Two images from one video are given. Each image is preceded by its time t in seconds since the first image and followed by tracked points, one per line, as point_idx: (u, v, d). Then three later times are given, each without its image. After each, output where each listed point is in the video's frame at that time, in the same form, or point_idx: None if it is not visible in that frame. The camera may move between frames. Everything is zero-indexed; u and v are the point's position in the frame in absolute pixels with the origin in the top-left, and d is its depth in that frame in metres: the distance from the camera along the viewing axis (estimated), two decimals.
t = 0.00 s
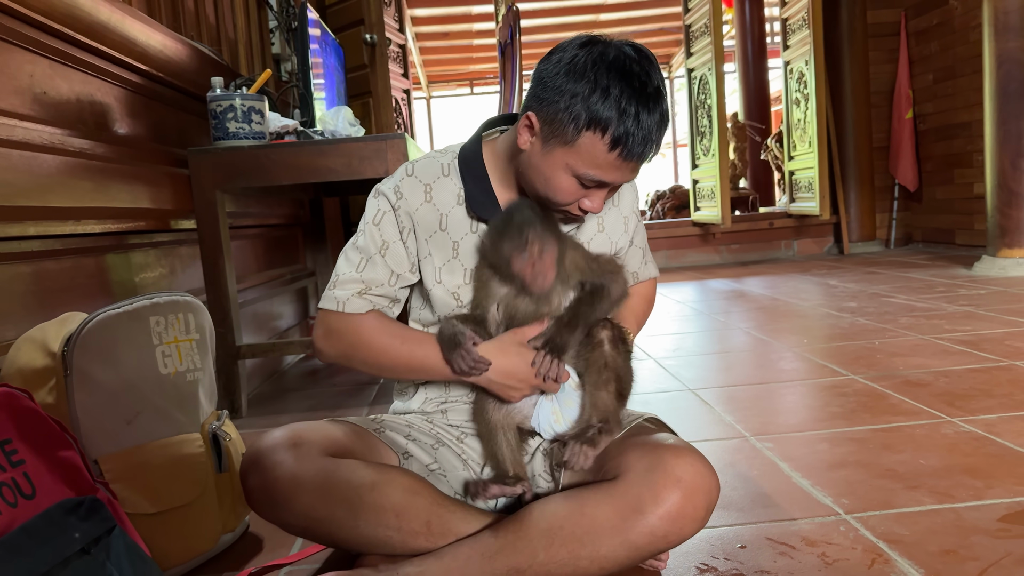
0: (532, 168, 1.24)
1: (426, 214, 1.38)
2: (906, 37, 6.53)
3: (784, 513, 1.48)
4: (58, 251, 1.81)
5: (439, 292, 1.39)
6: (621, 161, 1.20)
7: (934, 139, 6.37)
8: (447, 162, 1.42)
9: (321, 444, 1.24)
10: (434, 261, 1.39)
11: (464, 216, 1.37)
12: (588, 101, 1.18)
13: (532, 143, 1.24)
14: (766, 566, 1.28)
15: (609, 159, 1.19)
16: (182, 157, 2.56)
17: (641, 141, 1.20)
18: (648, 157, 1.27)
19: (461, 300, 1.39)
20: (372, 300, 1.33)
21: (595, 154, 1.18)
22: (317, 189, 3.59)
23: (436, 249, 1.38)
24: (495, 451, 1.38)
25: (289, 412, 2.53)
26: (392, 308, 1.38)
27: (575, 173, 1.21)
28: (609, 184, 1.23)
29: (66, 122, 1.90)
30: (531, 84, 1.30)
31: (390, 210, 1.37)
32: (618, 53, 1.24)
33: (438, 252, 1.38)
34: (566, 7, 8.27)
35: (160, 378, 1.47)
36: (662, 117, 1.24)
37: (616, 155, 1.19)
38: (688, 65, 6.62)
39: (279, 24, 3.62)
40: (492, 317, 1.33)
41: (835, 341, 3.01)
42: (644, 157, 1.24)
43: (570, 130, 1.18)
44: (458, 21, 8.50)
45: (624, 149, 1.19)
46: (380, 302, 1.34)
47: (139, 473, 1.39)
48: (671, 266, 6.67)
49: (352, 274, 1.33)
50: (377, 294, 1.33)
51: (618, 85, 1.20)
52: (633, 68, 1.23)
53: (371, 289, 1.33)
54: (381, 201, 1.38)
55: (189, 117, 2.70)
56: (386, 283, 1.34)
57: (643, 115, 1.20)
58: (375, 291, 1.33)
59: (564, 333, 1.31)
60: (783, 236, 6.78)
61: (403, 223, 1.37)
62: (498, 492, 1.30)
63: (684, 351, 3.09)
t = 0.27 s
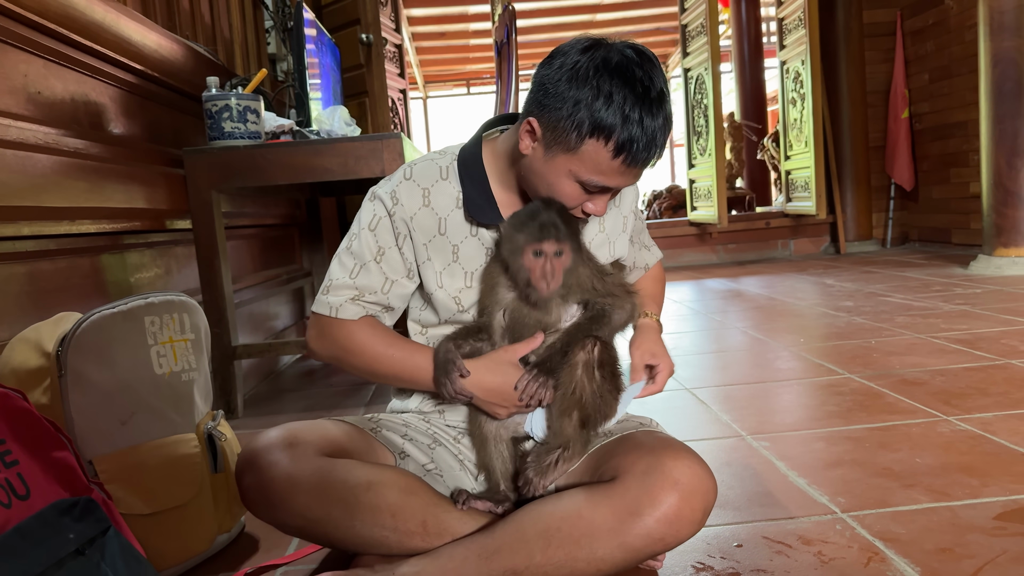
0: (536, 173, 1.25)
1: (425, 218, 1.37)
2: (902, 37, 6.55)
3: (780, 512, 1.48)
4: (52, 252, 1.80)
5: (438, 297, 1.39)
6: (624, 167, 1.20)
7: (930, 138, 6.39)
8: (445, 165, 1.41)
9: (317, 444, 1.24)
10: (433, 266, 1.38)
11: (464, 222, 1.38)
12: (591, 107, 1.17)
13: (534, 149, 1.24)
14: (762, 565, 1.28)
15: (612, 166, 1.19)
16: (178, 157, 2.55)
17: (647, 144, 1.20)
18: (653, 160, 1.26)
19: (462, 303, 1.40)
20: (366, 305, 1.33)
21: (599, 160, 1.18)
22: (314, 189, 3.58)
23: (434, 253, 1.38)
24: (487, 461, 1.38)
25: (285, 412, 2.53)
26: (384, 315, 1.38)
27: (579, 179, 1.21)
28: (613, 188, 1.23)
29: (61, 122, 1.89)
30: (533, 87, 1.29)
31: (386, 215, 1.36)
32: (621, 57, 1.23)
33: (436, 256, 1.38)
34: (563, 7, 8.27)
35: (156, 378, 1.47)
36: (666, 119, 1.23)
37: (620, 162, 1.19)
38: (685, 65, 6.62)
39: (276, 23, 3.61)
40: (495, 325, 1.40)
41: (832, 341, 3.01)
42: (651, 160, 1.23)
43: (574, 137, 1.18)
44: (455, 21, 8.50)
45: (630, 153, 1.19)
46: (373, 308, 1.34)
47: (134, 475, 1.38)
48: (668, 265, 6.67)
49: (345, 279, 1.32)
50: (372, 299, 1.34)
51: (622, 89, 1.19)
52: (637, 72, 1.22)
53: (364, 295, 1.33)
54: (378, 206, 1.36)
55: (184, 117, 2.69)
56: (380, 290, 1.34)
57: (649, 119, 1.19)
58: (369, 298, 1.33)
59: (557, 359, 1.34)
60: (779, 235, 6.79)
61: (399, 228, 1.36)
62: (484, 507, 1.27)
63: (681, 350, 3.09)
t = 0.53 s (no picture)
0: (539, 174, 1.25)
1: (423, 220, 1.37)
2: (898, 37, 6.56)
3: (775, 512, 1.48)
4: (47, 252, 1.80)
5: (438, 300, 1.40)
6: (627, 162, 1.21)
7: (926, 138, 6.40)
8: (442, 167, 1.41)
9: (313, 445, 1.24)
10: (432, 268, 1.38)
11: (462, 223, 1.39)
12: (591, 105, 1.18)
13: (535, 151, 1.25)
14: (757, 565, 1.28)
15: (615, 162, 1.20)
16: (174, 157, 2.55)
17: (648, 137, 1.20)
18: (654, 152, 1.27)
19: (460, 306, 1.41)
20: (368, 310, 1.34)
21: (601, 158, 1.19)
22: (310, 190, 3.58)
23: (432, 255, 1.38)
24: (484, 461, 1.39)
25: (282, 413, 2.52)
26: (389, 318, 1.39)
27: (583, 177, 1.22)
28: (616, 184, 1.24)
29: (56, 122, 1.89)
30: (530, 88, 1.29)
31: (384, 218, 1.36)
32: (619, 52, 1.23)
33: (434, 258, 1.38)
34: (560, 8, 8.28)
35: (151, 379, 1.47)
36: (666, 111, 1.23)
37: (622, 158, 1.20)
38: (681, 65, 6.63)
39: (272, 24, 3.61)
40: (496, 327, 1.40)
41: (828, 340, 3.02)
42: (653, 152, 1.24)
43: (576, 137, 1.18)
44: (451, 22, 8.50)
45: (633, 148, 1.19)
46: (376, 313, 1.35)
47: (130, 476, 1.38)
48: (665, 265, 6.68)
49: (347, 284, 1.33)
50: (373, 304, 1.35)
51: (621, 86, 1.19)
52: (635, 67, 1.22)
53: (366, 300, 1.34)
54: (377, 210, 1.37)
55: (180, 117, 2.68)
56: (382, 294, 1.35)
57: (649, 112, 1.20)
58: (371, 303, 1.34)
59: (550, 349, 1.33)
60: (776, 235, 6.80)
61: (397, 231, 1.36)
62: (479, 508, 1.27)
63: (678, 350, 3.09)
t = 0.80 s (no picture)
0: (531, 171, 1.25)
1: (418, 220, 1.36)
2: (894, 38, 6.58)
3: (773, 511, 1.48)
4: (44, 253, 1.79)
5: (434, 299, 1.40)
6: (618, 157, 1.20)
7: (923, 139, 6.41)
8: (437, 167, 1.41)
9: (311, 445, 1.24)
10: (429, 268, 1.38)
11: (456, 223, 1.38)
12: (580, 100, 1.17)
13: (527, 148, 1.24)
14: (755, 565, 1.28)
15: (606, 157, 1.19)
16: (171, 158, 2.55)
17: (638, 132, 1.20)
18: (645, 147, 1.26)
19: (456, 305, 1.41)
20: (370, 312, 1.34)
21: (591, 152, 1.18)
22: (307, 190, 3.58)
23: (428, 255, 1.38)
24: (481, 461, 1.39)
25: (279, 414, 2.52)
26: (391, 318, 1.39)
27: (574, 173, 1.21)
28: (608, 179, 1.23)
29: (53, 122, 1.88)
30: (520, 86, 1.29)
31: (380, 218, 1.36)
32: (607, 48, 1.23)
33: (431, 258, 1.38)
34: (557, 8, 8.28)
35: (148, 380, 1.46)
36: (655, 105, 1.23)
37: (613, 152, 1.19)
38: (678, 65, 6.63)
39: (269, 24, 3.60)
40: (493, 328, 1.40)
41: (826, 340, 3.02)
42: (643, 147, 1.23)
43: (566, 132, 1.18)
44: (448, 22, 8.49)
45: (622, 142, 1.19)
46: (378, 314, 1.35)
47: (127, 477, 1.38)
48: (662, 266, 6.68)
49: (348, 287, 1.34)
50: (374, 306, 1.35)
51: (609, 81, 1.19)
52: (623, 62, 1.22)
53: (368, 301, 1.34)
54: (371, 211, 1.36)
55: (177, 117, 2.68)
56: (383, 294, 1.35)
57: (638, 107, 1.19)
58: (373, 304, 1.34)
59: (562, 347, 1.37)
60: (773, 236, 6.81)
61: (394, 231, 1.36)
62: (477, 508, 1.27)
63: (675, 350, 3.09)
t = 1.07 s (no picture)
0: (518, 160, 1.24)
1: (411, 219, 1.37)
2: (891, 38, 6.59)
3: (770, 512, 1.48)
4: (40, 254, 1.79)
5: (430, 298, 1.39)
6: (602, 136, 1.19)
7: (919, 139, 6.43)
8: (426, 166, 1.41)
9: (307, 447, 1.24)
10: (424, 267, 1.38)
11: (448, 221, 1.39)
12: (559, 83, 1.17)
13: (512, 137, 1.24)
14: (751, 565, 1.28)
15: (590, 137, 1.19)
16: (167, 159, 2.54)
17: (619, 110, 1.19)
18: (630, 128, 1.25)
19: (451, 304, 1.40)
20: (371, 314, 1.34)
21: (575, 134, 1.18)
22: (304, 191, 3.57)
23: (423, 254, 1.38)
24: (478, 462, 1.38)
25: (276, 415, 2.51)
26: (395, 318, 1.39)
27: (561, 157, 1.20)
28: (595, 161, 1.22)
29: (49, 123, 1.88)
30: (500, 78, 1.29)
31: (375, 219, 1.37)
32: (583, 32, 1.23)
33: (426, 257, 1.38)
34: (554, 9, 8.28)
35: (144, 380, 1.46)
36: (635, 85, 1.23)
37: (596, 132, 1.18)
38: (675, 66, 6.64)
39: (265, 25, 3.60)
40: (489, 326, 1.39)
41: (822, 341, 3.03)
42: (627, 126, 1.22)
43: (547, 115, 1.18)
44: (445, 23, 8.49)
45: (604, 121, 1.18)
46: (379, 315, 1.35)
47: (124, 478, 1.37)
48: (659, 266, 6.68)
49: (347, 289, 1.34)
50: (375, 308, 1.35)
51: (586, 62, 1.19)
52: (600, 44, 1.22)
53: (369, 303, 1.34)
54: (366, 212, 1.37)
55: (173, 118, 2.67)
56: (383, 294, 1.35)
57: (617, 86, 1.19)
58: (374, 305, 1.34)
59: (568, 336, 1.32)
60: (770, 236, 6.82)
61: (389, 231, 1.37)
62: (474, 509, 1.27)
63: (673, 351, 3.09)
